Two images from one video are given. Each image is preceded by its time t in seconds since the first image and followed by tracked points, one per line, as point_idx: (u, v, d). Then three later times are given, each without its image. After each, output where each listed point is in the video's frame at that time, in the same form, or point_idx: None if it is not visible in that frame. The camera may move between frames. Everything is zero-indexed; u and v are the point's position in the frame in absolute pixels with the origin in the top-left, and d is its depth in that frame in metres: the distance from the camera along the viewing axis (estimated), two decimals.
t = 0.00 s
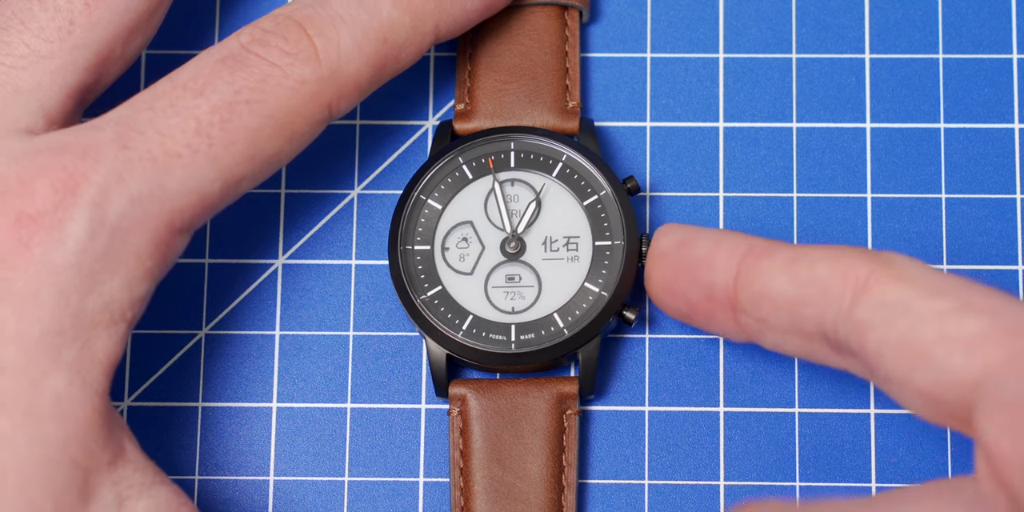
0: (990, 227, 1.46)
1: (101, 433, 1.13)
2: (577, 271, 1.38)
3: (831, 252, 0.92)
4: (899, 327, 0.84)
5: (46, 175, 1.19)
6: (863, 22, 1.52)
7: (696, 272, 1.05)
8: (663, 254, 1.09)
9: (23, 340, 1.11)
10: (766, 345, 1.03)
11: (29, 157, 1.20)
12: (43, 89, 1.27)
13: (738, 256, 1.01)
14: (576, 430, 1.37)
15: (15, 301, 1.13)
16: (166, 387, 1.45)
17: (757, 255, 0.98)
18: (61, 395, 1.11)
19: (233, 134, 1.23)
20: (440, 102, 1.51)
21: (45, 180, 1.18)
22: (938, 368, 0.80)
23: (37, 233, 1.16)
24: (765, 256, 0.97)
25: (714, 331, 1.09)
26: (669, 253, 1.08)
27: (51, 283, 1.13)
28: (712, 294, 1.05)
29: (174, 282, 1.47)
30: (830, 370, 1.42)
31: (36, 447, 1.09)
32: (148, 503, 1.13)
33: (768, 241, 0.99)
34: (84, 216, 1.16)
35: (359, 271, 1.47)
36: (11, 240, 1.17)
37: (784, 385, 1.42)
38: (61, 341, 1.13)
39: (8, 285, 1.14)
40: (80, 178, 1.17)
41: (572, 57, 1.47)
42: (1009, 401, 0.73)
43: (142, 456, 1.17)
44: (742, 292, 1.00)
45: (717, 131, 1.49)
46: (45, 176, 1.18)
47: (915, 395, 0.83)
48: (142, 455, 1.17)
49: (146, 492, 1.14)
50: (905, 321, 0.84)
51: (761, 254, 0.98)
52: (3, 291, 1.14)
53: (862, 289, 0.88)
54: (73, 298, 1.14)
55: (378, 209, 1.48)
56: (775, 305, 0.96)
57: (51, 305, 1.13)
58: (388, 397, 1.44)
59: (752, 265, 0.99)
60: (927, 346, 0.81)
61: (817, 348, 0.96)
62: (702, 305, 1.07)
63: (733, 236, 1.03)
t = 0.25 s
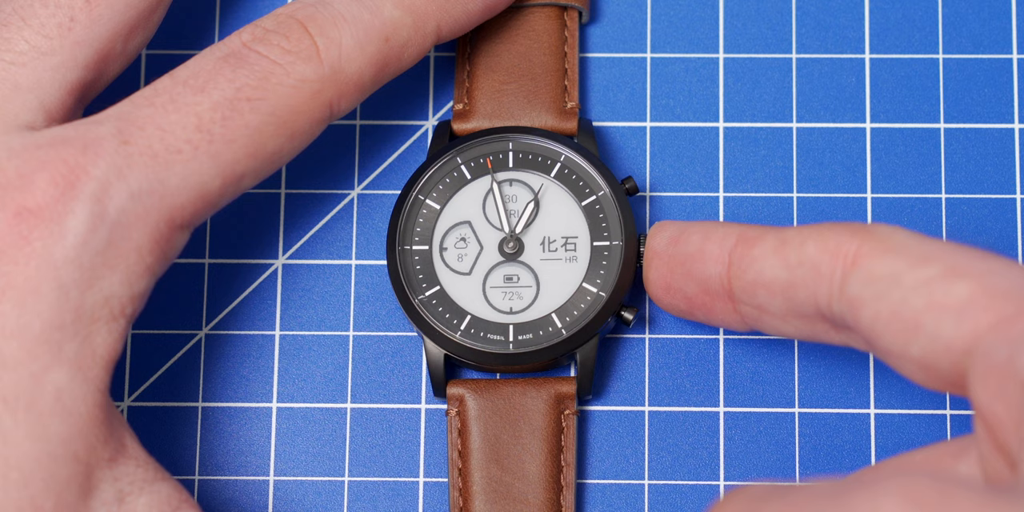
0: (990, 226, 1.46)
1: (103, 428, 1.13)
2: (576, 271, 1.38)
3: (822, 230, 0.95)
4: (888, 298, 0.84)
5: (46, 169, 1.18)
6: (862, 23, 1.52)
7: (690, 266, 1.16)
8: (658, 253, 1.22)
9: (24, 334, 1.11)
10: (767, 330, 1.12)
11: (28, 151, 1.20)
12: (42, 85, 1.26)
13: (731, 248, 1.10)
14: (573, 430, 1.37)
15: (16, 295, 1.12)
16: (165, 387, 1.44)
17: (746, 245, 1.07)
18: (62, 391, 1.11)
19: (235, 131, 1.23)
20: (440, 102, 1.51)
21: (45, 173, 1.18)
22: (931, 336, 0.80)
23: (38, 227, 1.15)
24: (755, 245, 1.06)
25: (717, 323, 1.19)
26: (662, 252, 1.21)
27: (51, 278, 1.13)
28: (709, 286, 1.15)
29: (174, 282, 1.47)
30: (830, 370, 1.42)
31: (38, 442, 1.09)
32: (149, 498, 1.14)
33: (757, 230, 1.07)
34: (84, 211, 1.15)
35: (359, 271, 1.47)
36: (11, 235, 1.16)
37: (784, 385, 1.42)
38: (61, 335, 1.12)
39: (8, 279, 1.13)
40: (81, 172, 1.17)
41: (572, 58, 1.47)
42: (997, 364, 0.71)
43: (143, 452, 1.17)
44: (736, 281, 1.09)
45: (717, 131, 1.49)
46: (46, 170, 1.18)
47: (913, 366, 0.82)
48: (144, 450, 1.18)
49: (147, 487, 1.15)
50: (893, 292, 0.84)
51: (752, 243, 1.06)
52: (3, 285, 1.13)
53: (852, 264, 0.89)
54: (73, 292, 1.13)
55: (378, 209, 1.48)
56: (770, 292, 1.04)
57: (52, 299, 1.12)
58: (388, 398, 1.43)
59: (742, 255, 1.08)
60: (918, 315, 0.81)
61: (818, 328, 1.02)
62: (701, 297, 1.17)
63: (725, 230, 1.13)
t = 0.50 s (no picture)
0: (990, 226, 1.47)
1: (103, 428, 1.12)
2: (574, 272, 1.38)
3: (806, 229, 0.96)
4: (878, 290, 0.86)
5: (47, 167, 1.18)
6: (863, 22, 1.52)
7: (681, 266, 1.14)
8: (652, 252, 1.19)
9: (24, 332, 1.10)
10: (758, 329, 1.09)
11: (29, 150, 1.19)
12: (43, 84, 1.26)
13: (719, 247, 1.08)
14: (571, 430, 1.37)
15: (16, 293, 1.12)
16: (165, 387, 1.44)
17: (736, 244, 1.05)
18: (63, 390, 1.10)
19: (237, 133, 1.23)
20: (440, 101, 1.51)
21: (46, 172, 1.17)
22: (922, 324, 0.82)
23: (38, 225, 1.15)
24: (743, 244, 1.04)
25: (708, 324, 1.17)
26: (657, 250, 1.18)
27: (51, 277, 1.12)
28: (700, 286, 1.12)
29: (174, 282, 1.46)
30: (830, 370, 1.42)
31: (39, 441, 1.08)
32: (150, 497, 1.14)
33: (746, 229, 1.06)
34: (85, 210, 1.15)
35: (358, 271, 1.46)
36: (11, 233, 1.16)
37: (784, 385, 1.42)
38: (61, 335, 1.11)
39: (8, 278, 1.13)
40: (82, 170, 1.17)
41: (571, 59, 1.47)
42: (991, 346, 0.72)
43: (143, 450, 1.17)
44: (726, 280, 1.07)
45: (717, 131, 1.49)
46: (46, 168, 1.18)
47: (905, 354, 0.84)
48: (144, 449, 1.17)
49: (149, 486, 1.15)
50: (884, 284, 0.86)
51: (741, 242, 1.05)
52: (3, 283, 1.13)
53: (840, 259, 0.90)
54: (74, 291, 1.13)
55: (378, 209, 1.48)
56: (759, 290, 1.02)
57: (53, 297, 1.12)
58: (388, 398, 1.43)
59: (732, 253, 1.06)
60: (908, 305, 0.83)
61: (807, 326, 1.01)
62: (691, 298, 1.15)
63: (714, 230, 1.11)
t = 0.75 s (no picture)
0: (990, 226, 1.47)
1: (104, 429, 1.13)
2: (573, 272, 1.38)
3: (798, 222, 0.97)
4: (871, 277, 0.87)
5: (48, 167, 1.18)
6: (863, 22, 1.52)
7: (678, 263, 1.16)
8: (649, 251, 1.21)
9: (24, 333, 1.10)
10: (757, 324, 1.11)
11: (31, 150, 1.19)
12: (44, 84, 1.26)
13: (715, 243, 1.10)
14: (571, 430, 1.37)
15: (17, 294, 1.12)
16: (165, 387, 1.44)
17: (731, 240, 1.07)
18: (63, 390, 1.10)
19: (238, 134, 1.22)
20: (440, 101, 1.51)
21: (48, 172, 1.17)
22: (916, 310, 0.82)
23: (39, 226, 1.15)
24: (738, 239, 1.06)
25: (707, 319, 1.18)
26: (653, 247, 1.20)
27: (52, 277, 1.12)
28: (698, 282, 1.14)
29: (174, 282, 1.46)
30: (830, 370, 1.42)
31: (40, 442, 1.08)
32: (150, 497, 1.14)
33: (741, 223, 1.07)
34: (87, 210, 1.15)
35: (358, 271, 1.46)
36: (12, 233, 1.15)
37: (784, 385, 1.42)
38: (62, 335, 1.11)
39: (8, 278, 1.13)
40: (83, 170, 1.17)
41: (570, 59, 1.47)
42: (985, 329, 0.72)
43: (143, 451, 1.17)
44: (722, 275, 1.08)
45: (717, 131, 1.49)
46: (48, 169, 1.18)
47: (899, 341, 0.84)
48: (143, 450, 1.17)
49: (148, 486, 1.14)
50: (876, 272, 0.86)
51: (736, 238, 1.06)
52: (4, 284, 1.13)
53: (833, 250, 0.91)
54: (75, 292, 1.13)
55: (378, 208, 1.48)
56: (755, 284, 1.04)
57: (54, 298, 1.12)
58: (388, 398, 1.43)
59: (726, 249, 1.07)
60: (901, 291, 0.83)
61: (804, 318, 1.02)
62: (689, 294, 1.17)
63: (709, 226, 1.12)
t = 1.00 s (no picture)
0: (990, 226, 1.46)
1: (105, 432, 1.13)
2: (573, 272, 1.38)
3: (800, 217, 0.97)
4: (874, 268, 0.86)
5: (50, 171, 1.18)
6: (862, 22, 1.52)
7: (678, 260, 1.17)
8: (650, 249, 1.22)
9: (26, 336, 1.11)
10: (758, 320, 1.12)
11: (34, 154, 1.20)
12: (47, 88, 1.26)
13: (716, 238, 1.10)
14: (571, 430, 1.37)
15: (19, 297, 1.12)
16: (166, 388, 1.44)
17: (732, 236, 1.08)
18: (64, 393, 1.11)
19: (240, 138, 1.23)
20: (440, 102, 1.51)
21: (51, 176, 1.18)
22: (922, 298, 0.81)
23: (42, 230, 1.15)
24: (739, 235, 1.06)
25: (708, 316, 1.20)
26: (654, 245, 1.22)
27: (55, 281, 1.13)
28: (699, 278, 1.15)
29: (174, 282, 1.47)
30: (830, 371, 1.42)
31: (41, 445, 1.09)
32: (149, 501, 1.15)
33: (742, 219, 1.08)
34: (89, 213, 1.16)
35: (359, 271, 1.47)
36: (14, 237, 1.16)
37: (785, 385, 1.42)
38: (64, 339, 1.12)
39: (10, 282, 1.13)
40: (86, 174, 1.17)
41: (570, 59, 1.47)
42: (991, 317, 0.70)
43: (143, 455, 1.18)
44: (723, 271, 1.09)
45: (717, 131, 1.49)
46: (50, 172, 1.18)
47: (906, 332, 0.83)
48: (143, 453, 1.18)
49: (147, 490, 1.16)
50: (880, 263, 0.86)
51: (737, 234, 1.07)
52: (6, 288, 1.13)
53: (836, 243, 0.91)
54: (77, 295, 1.13)
55: (378, 209, 1.48)
56: (757, 279, 1.04)
57: (56, 301, 1.12)
58: (388, 398, 1.43)
59: (727, 245, 1.08)
60: (907, 281, 0.82)
61: (807, 313, 1.01)
62: (691, 291, 1.18)
63: (711, 223, 1.13)
